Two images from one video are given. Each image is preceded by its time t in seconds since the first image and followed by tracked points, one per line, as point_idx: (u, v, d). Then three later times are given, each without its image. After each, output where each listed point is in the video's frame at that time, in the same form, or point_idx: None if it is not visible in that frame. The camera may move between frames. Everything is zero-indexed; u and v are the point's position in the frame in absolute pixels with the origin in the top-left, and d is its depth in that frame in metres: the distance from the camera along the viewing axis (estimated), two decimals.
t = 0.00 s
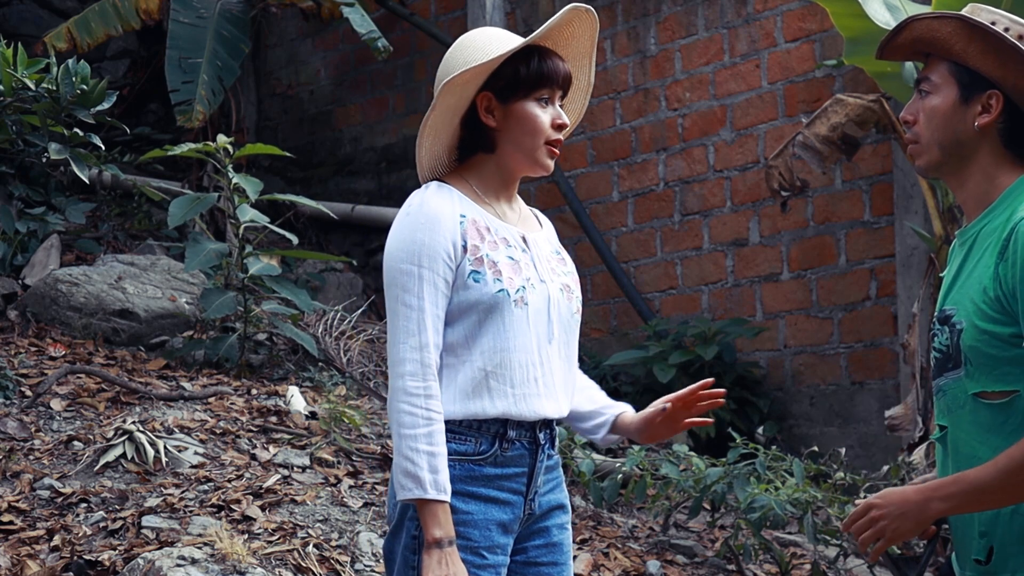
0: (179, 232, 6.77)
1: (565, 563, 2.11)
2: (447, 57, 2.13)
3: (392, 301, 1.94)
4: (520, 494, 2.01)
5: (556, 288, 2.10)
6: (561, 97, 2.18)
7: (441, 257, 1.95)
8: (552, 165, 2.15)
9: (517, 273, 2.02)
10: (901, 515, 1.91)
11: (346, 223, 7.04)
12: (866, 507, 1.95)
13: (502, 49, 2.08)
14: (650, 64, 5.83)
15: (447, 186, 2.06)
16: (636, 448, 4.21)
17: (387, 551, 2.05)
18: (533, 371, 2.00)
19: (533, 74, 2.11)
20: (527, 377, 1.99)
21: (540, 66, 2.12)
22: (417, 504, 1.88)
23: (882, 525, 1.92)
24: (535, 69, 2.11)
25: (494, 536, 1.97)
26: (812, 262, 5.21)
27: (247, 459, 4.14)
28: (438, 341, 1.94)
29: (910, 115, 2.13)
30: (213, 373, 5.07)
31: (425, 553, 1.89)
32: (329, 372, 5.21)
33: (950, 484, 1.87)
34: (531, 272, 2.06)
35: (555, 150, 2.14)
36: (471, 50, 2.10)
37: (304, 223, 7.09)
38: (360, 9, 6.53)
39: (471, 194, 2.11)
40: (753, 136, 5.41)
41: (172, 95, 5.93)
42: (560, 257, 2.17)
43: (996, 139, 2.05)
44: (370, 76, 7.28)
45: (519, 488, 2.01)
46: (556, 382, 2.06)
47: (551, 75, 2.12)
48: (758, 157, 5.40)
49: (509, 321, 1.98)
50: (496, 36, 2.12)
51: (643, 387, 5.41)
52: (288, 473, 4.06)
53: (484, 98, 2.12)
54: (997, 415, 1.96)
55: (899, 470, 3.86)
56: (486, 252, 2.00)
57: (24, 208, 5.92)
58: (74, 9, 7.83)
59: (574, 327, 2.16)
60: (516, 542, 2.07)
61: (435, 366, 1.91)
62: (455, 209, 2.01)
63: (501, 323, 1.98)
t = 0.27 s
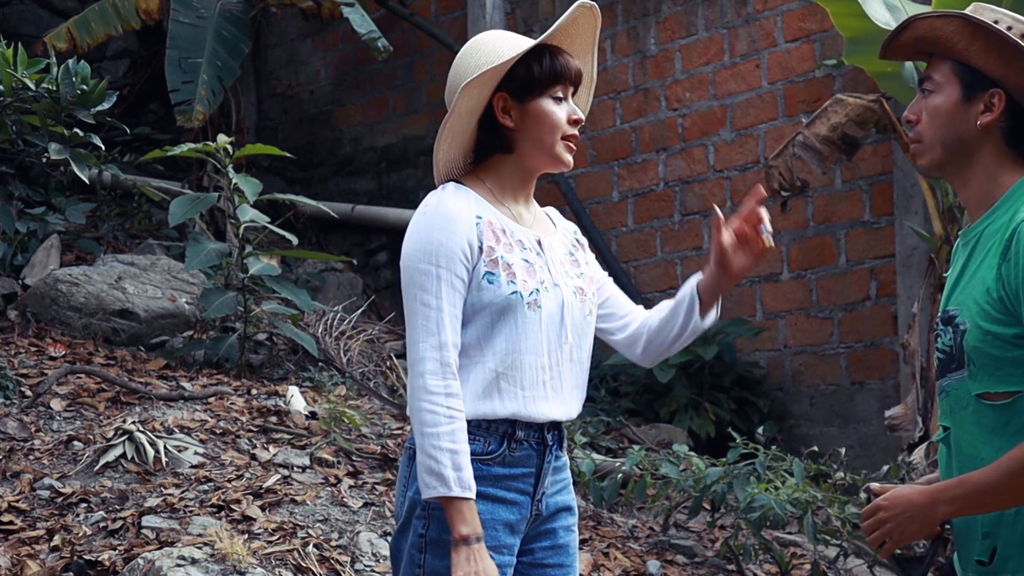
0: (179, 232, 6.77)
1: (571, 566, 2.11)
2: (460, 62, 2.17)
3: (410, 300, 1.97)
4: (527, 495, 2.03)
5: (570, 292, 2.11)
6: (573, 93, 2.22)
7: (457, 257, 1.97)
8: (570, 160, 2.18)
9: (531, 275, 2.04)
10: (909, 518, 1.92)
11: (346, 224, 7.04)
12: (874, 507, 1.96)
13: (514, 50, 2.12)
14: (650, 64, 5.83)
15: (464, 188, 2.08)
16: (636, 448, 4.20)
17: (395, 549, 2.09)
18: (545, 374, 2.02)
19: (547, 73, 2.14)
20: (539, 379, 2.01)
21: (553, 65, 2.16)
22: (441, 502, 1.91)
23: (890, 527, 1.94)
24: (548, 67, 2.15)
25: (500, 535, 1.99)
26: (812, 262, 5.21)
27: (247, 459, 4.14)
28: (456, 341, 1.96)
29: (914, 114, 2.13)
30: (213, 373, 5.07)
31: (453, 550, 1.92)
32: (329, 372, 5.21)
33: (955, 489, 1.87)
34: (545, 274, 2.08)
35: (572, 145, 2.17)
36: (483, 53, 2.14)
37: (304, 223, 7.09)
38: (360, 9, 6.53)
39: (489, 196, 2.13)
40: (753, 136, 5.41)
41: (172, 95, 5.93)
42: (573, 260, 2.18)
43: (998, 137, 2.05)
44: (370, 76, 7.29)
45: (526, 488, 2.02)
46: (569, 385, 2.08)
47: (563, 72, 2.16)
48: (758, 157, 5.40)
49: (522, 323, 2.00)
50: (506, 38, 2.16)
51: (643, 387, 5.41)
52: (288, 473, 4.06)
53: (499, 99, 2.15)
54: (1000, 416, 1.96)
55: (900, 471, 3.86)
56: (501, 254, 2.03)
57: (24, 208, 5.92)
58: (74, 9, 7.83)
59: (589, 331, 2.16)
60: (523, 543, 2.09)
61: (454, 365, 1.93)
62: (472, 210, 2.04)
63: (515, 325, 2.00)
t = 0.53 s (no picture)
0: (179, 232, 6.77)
1: (583, 566, 2.11)
2: (478, 63, 2.17)
3: (415, 303, 1.97)
4: (538, 494, 2.03)
5: (578, 291, 2.11)
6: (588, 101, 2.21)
7: (461, 258, 1.97)
8: (581, 167, 2.17)
9: (537, 275, 2.04)
10: (912, 519, 1.92)
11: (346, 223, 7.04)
12: (879, 507, 1.97)
13: (533, 54, 2.12)
14: (650, 64, 5.83)
15: (468, 191, 2.10)
16: (636, 448, 4.20)
17: (406, 548, 2.10)
18: (555, 373, 2.02)
19: (563, 78, 2.14)
20: (548, 378, 2.01)
21: (570, 70, 2.15)
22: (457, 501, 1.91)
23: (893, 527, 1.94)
24: (565, 73, 2.14)
25: (510, 535, 1.99)
26: (812, 262, 5.21)
27: (247, 459, 4.14)
28: (461, 342, 1.96)
29: (915, 113, 2.09)
30: (213, 373, 5.07)
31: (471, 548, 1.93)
32: (329, 372, 5.21)
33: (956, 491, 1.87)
34: (553, 275, 2.08)
35: (584, 152, 2.17)
36: (501, 55, 2.14)
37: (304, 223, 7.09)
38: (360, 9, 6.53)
39: (497, 199, 2.13)
40: (753, 136, 5.41)
41: (172, 95, 5.93)
42: (581, 261, 2.18)
43: (999, 137, 2.01)
44: (370, 76, 7.28)
45: (537, 487, 2.02)
46: (580, 384, 2.08)
47: (580, 78, 2.15)
48: (758, 157, 5.40)
49: (528, 322, 2.00)
50: (526, 41, 2.16)
51: (643, 387, 5.41)
52: (288, 473, 4.06)
53: (514, 101, 2.15)
54: (1003, 417, 1.95)
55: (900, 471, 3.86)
56: (506, 254, 2.03)
57: (24, 208, 5.92)
58: (74, 8, 7.83)
59: (601, 331, 2.17)
60: (535, 543, 2.08)
61: (460, 366, 1.94)
62: (475, 212, 2.04)
63: (521, 325, 2.00)
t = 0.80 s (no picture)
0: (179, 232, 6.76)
1: (588, 568, 2.11)
2: (490, 64, 2.17)
3: (420, 302, 1.97)
4: (543, 494, 2.03)
5: (586, 294, 2.11)
6: (599, 104, 2.21)
7: (467, 259, 1.98)
8: (591, 170, 2.17)
9: (544, 277, 2.04)
10: (909, 520, 1.93)
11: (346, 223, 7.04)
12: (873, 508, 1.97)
13: (546, 56, 2.12)
14: (650, 64, 5.84)
15: (479, 192, 2.10)
16: (636, 448, 4.20)
17: (411, 547, 2.10)
18: (560, 376, 2.02)
19: (575, 81, 2.14)
20: (553, 381, 2.01)
21: (582, 73, 2.15)
22: (453, 502, 1.91)
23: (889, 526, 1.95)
24: (578, 75, 2.14)
25: (515, 535, 1.99)
26: (812, 262, 5.21)
27: (247, 459, 4.14)
28: (466, 343, 1.96)
29: (908, 117, 2.11)
30: (213, 373, 5.07)
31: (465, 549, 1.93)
32: (329, 372, 5.20)
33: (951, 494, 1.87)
34: (560, 277, 2.08)
35: (595, 155, 2.17)
36: (514, 57, 2.13)
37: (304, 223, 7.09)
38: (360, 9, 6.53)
39: (507, 202, 2.14)
40: (753, 136, 5.41)
41: (172, 95, 5.93)
42: (590, 264, 2.18)
43: (990, 139, 2.02)
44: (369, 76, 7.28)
45: (542, 488, 2.02)
46: (586, 387, 2.07)
47: (592, 81, 2.15)
48: (758, 157, 5.40)
49: (534, 325, 2.00)
50: (538, 43, 2.15)
51: (643, 386, 5.39)
52: (288, 473, 4.06)
53: (526, 103, 2.15)
54: (999, 418, 1.96)
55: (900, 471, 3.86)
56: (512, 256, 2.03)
57: (24, 208, 5.92)
58: (74, 8, 7.83)
59: (608, 335, 2.17)
60: (540, 543, 2.08)
61: (463, 366, 1.94)
62: (482, 213, 2.04)
63: (527, 327, 2.00)
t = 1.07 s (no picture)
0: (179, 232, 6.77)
1: (590, 567, 2.11)
2: (504, 63, 2.17)
3: (420, 303, 1.97)
4: (544, 494, 2.02)
5: (586, 297, 2.12)
6: (609, 111, 2.21)
7: (467, 261, 1.98)
8: (594, 176, 2.17)
9: (544, 280, 2.04)
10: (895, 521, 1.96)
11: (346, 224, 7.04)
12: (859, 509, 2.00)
13: (561, 60, 2.12)
14: (650, 64, 5.84)
15: (480, 193, 2.10)
16: (636, 447, 4.20)
17: (412, 547, 2.10)
18: (560, 378, 2.02)
19: (587, 86, 2.14)
20: (553, 384, 2.01)
21: (595, 79, 2.15)
22: (449, 503, 1.91)
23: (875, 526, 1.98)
24: (590, 81, 2.14)
25: (516, 535, 1.99)
26: (812, 262, 5.21)
27: (247, 459, 4.14)
28: (464, 344, 1.96)
29: (884, 128, 2.14)
30: (213, 373, 5.07)
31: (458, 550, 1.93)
32: (329, 372, 5.20)
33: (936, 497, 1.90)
34: (561, 280, 2.08)
35: (600, 162, 2.17)
36: (527, 58, 2.14)
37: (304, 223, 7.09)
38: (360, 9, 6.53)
39: (506, 202, 2.14)
40: (753, 136, 5.41)
41: (172, 95, 5.93)
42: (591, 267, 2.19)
43: (965, 148, 2.05)
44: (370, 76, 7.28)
45: (543, 487, 2.02)
46: (587, 390, 2.07)
47: (603, 88, 2.15)
48: (758, 157, 5.40)
49: (534, 327, 2.00)
50: (553, 47, 2.16)
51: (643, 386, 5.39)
52: (288, 473, 4.06)
53: (536, 105, 2.15)
54: (980, 420, 1.97)
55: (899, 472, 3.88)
56: (512, 258, 2.03)
57: (24, 208, 5.92)
58: (74, 9, 7.83)
59: (607, 336, 2.17)
60: (541, 543, 2.08)
61: (460, 368, 1.94)
62: (483, 214, 2.04)
63: (527, 329, 2.00)
